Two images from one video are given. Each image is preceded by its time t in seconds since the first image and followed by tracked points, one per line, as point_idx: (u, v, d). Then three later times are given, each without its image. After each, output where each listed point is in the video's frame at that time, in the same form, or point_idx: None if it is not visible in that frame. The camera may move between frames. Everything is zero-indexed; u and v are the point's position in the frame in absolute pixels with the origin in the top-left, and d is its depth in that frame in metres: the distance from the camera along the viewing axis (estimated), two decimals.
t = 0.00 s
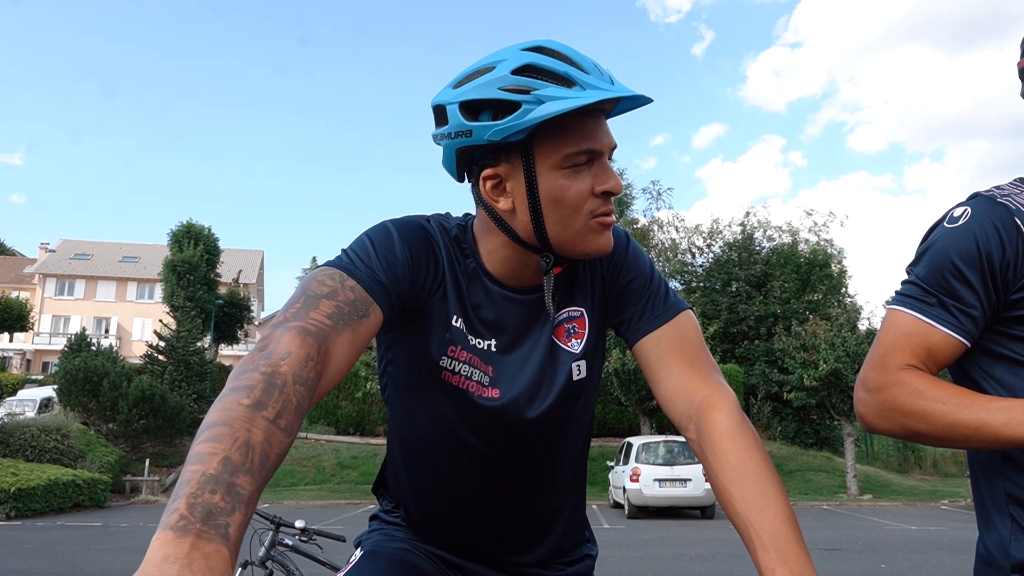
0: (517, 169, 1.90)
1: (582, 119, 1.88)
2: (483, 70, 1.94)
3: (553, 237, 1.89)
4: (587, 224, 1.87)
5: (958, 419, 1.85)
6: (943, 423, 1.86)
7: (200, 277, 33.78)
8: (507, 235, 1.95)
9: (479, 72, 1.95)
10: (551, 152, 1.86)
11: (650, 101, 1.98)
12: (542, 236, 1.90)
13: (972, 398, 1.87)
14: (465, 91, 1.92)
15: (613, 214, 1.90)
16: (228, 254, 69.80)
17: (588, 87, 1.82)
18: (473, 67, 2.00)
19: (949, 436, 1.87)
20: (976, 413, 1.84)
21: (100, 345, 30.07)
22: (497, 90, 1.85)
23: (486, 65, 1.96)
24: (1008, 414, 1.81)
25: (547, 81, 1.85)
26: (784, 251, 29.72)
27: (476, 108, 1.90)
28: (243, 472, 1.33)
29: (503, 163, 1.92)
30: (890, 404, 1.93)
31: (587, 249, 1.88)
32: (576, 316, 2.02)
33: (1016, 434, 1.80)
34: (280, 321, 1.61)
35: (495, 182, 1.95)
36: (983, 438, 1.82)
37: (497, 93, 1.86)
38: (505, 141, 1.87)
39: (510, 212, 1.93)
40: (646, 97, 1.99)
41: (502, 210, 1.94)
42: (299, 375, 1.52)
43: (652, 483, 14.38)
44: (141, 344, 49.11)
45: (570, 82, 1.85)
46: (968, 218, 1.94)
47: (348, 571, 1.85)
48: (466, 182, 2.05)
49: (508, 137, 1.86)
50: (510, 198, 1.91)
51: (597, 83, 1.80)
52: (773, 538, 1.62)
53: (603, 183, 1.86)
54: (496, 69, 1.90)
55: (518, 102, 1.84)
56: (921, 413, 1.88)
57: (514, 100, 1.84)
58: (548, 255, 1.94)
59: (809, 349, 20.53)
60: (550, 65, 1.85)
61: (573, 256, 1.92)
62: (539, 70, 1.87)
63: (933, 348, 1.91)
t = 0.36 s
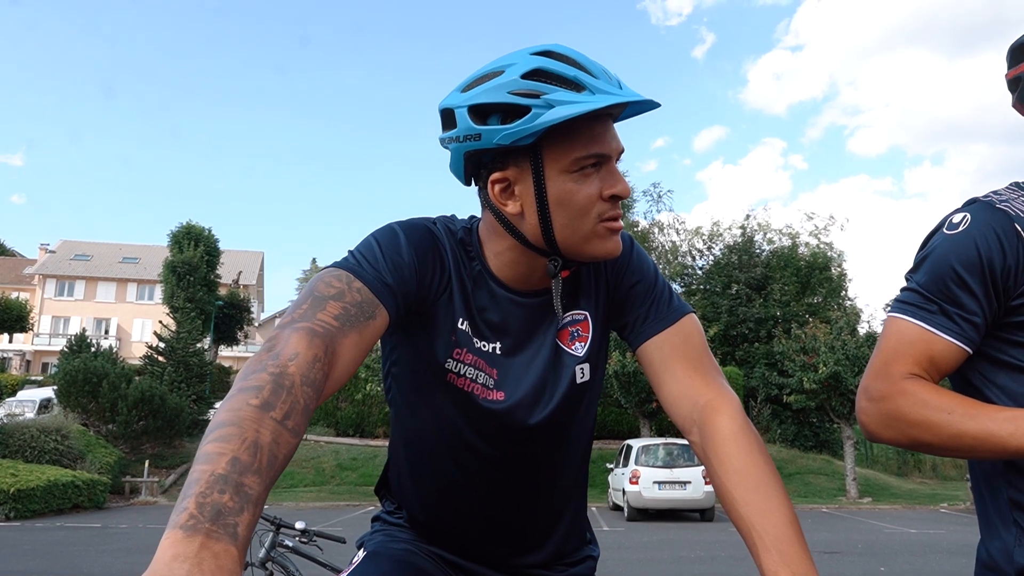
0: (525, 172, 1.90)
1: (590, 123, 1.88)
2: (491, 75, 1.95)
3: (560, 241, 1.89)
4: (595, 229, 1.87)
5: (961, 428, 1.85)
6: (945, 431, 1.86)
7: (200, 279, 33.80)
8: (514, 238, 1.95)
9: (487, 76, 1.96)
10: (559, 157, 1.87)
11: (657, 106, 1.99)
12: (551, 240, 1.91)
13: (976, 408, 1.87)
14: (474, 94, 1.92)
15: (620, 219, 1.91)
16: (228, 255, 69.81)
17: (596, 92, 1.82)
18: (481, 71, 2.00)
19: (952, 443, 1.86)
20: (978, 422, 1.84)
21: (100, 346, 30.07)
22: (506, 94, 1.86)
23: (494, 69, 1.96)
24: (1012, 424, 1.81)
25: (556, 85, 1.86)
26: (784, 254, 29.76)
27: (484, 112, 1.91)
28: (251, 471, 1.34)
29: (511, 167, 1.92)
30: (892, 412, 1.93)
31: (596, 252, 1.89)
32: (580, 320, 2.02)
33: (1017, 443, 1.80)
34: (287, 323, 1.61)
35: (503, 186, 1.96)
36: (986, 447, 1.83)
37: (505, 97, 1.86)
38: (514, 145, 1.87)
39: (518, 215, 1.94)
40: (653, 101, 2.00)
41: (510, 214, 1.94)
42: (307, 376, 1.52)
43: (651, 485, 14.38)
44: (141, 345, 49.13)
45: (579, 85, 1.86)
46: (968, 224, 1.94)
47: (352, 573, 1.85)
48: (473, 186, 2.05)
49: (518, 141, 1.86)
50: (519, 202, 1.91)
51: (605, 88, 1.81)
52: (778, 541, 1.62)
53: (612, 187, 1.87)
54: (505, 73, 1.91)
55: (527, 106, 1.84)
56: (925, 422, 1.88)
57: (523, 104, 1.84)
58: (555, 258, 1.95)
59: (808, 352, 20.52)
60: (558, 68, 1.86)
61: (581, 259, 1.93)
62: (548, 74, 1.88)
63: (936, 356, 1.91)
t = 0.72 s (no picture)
0: (526, 178, 1.90)
1: (592, 128, 1.88)
2: (491, 79, 1.95)
3: (561, 246, 1.89)
4: (596, 234, 1.87)
5: (955, 431, 1.85)
6: (944, 437, 1.86)
7: (199, 279, 33.81)
8: (515, 243, 1.95)
9: (489, 80, 1.96)
10: (560, 162, 1.87)
11: (658, 110, 1.99)
12: (552, 245, 1.91)
13: (972, 412, 1.86)
14: (475, 99, 1.92)
15: (621, 223, 1.91)
16: (227, 255, 69.80)
17: (598, 98, 1.82)
18: (482, 74, 2.00)
19: (948, 447, 1.86)
20: (975, 427, 1.83)
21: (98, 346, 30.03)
22: (508, 99, 1.86)
23: (495, 73, 1.96)
24: (1009, 429, 1.80)
25: (558, 90, 1.86)
26: (783, 255, 29.78)
27: (485, 117, 1.90)
28: (253, 474, 1.34)
29: (512, 172, 1.92)
30: (887, 417, 1.92)
31: (597, 257, 1.89)
32: (580, 323, 2.02)
33: (1014, 447, 1.79)
34: (289, 326, 1.61)
35: (504, 191, 1.96)
36: (983, 452, 1.82)
37: (507, 102, 1.86)
38: (515, 150, 1.87)
39: (519, 221, 1.94)
40: (654, 104, 1.99)
41: (511, 219, 1.94)
42: (309, 379, 1.52)
43: (649, 486, 14.37)
44: (140, 345, 49.12)
45: (580, 90, 1.86)
46: (959, 228, 1.93)
47: None
48: (473, 190, 2.05)
49: (519, 146, 1.86)
50: (520, 208, 1.92)
51: (605, 93, 1.81)
52: (779, 542, 1.62)
53: (612, 192, 1.87)
54: (505, 77, 1.90)
55: (528, 112, 1.84)
56: (921, 427, 1.88)
57: (523, 109, 1.84)
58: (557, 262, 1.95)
59: (807, 352, 20.53)
60: (559, 72, 1.86)
61: (583, 264, 1.93)
62: (549, 79, 1.88)
63: (930, 361, 1.90)
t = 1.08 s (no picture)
0: (529, 178, 1.91)
1: (595, 128, 1.88)
2: (495, 79, 1.95)
3: (563, 247, 1.90)
4: (599, 235, 1.88)
5: (947, 430, 1.85)
6: (936, 437, 1.86)
7: (196, 277, 33.79)
8: (517, 242, 1.96)
9: (491, 80, 1.96)
10: (562, 163, 1.88)
11: (663, 111, 2.00)
12: (554, 246, 1.91)
13: (962, 411, 1.86)
14: (477, 98, 1.92)
15: (622, 224, 1.92)
16: (223, 253, 69.68)
17: (600, 97, 1.83)
18: (485, 74, 2.00)
19: (940, 446, 1.86)
20: (966, 426, 1.83)
21: (94, 344, 29.94)
22: (511, 99, 1.86)
23: (498, 73, 1.97)
24: (1001, 428, 1.80)
25: (561, 90, 1.86)
26: (780, 256, 29.83)
27: (488, 117, 1.91)
28: (257, 470, 1.34)
29: (514, 172, 1.92)
30: (881, 417, 1.92)
31: (599, 258, 1.90)
32: (581, 322, 2.03)
33: (1005, 447, 1.79)
34: (292, 322, 1.61)
35: (507, 190, 1.96)
36: (973, 451, 1.82)
37: (510, 102, 1.86)
38: (518, 150, 1.87)
39: (521, 221, 1.94)
40: (657, 106, 2.00)
41: (514, 218, 1.95)
42: (312, 376, 1.52)
43: (645, 485, 14.37)
44: (136, 343, 49.03)
45: (583, 91, 1.86)
46: (951, 229, 1.94)
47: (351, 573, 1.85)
48: (476, 189, 2.05)
49: (521, 146, 1.86)
50: (522, 208, 1.92)
51: (607, 92, 1.82)
52: (779, 539, 1.63)
53: (615, 192, 1.88)
54: (508, 78, 1.91)
55: (531, 112, 1.85)
56: (914, 427, 1.88)
57: (527, 109, 1.85)
58: (558, 262, 1.95)
59: (804, 353, 20.58)
60: (561, 72, 1.86)
61: (583, 264, 1.93)
62: (553, 79, 1.88)
63: (921, 360, 1.91)
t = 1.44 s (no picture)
0: (524, 172, 1.90)
1: (590, 124, 1.88)
2: (491, 72, 1.94)
3: (556, 241, 1.90)
4: (593, 229, 1.87)
5: (929, 430, 1.84)
6: (920, 436, 1.85)
7: (186, 270, 33.65)
8: (511, 237, 1.95)
9: (488, 72, 1.95)
10: (556, 158, 1.87)
11: (656, 109, 1.99)
12: (548, 241, 1.91)
13: (944, 410, 1.86)
14: (474, 91, 1.91)
15: (616, 219, 1.91)
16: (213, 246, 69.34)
17: (596, 93, 1.82)
18: (480, 67, 1.99)
19: (923, 447, 1.85)
20: (949, 425, 1.82)
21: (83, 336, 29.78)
22: (507, 93, 1.85)
23: (494, 67, 1.96)
24: (980, 426, 1.79)
25: (557, 85, 1.86)
26: (771, 252, 29.96)
27: (483, 110, 1.90)
28: (247, 463, 1.33)
29: (509, 165, 1.91)
30: (864, 416, 1.91)
31: (591, 253, 1.89)
32: (575, 316, 2.02)
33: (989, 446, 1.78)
34: (284, 314, 1.60)
35: (501, 184, 1.95)
36: (957, 450, 1.81)
37: (507, 95, 1.86)
38: (513, 144, 1.87)
39: (516, 215, 1.93)
40: (653, 101, 1.99)
41: (508, 213, 1.94)
42: (303, 368, 1.52)
43: (635, 480, 14.42)
44: (125, 336, 48.77)
45: (578, 86, 1.86)
46: (931, 229, 1.94)
47: (342, 566, 1.85)
48: (470, 182, 2.05)
49: (517, 140, 1.86)
50: (517, 201, 1.91)
51: (603, 88, 1.81)
52: (770, 535, 1.63)
53: (609, 188, 1.87)
54: (505, 70, 1.90)
55: (528, 106, 1.84)
56: (898, 427, 1.87)
57: (523, 103, 1.84)
58: (552, 257, 1.95)
59: (793, 349, 20.66)
60: (556, 66, 1.86)
61: (577, 259, 1.93)
62: (547, 72, 1.87)
63: (903, 359, 1.91)
